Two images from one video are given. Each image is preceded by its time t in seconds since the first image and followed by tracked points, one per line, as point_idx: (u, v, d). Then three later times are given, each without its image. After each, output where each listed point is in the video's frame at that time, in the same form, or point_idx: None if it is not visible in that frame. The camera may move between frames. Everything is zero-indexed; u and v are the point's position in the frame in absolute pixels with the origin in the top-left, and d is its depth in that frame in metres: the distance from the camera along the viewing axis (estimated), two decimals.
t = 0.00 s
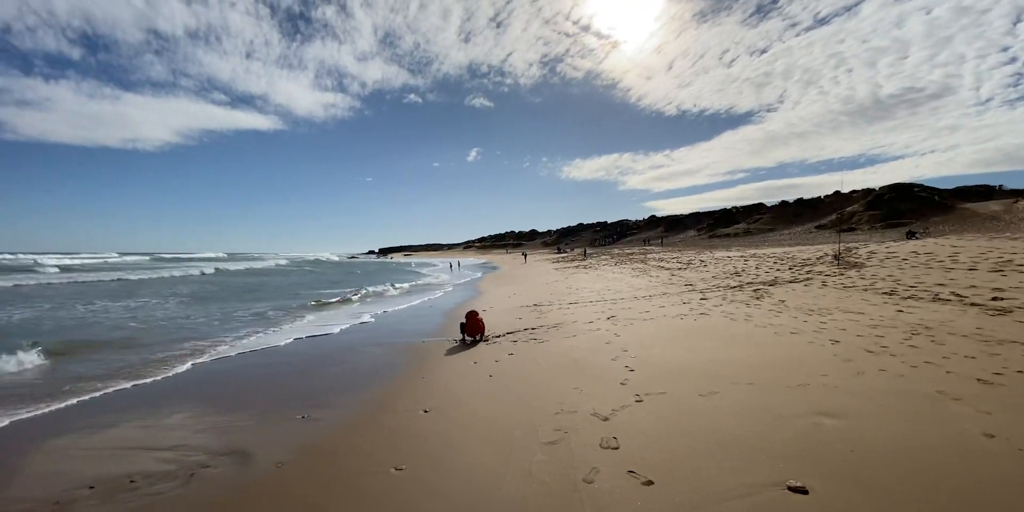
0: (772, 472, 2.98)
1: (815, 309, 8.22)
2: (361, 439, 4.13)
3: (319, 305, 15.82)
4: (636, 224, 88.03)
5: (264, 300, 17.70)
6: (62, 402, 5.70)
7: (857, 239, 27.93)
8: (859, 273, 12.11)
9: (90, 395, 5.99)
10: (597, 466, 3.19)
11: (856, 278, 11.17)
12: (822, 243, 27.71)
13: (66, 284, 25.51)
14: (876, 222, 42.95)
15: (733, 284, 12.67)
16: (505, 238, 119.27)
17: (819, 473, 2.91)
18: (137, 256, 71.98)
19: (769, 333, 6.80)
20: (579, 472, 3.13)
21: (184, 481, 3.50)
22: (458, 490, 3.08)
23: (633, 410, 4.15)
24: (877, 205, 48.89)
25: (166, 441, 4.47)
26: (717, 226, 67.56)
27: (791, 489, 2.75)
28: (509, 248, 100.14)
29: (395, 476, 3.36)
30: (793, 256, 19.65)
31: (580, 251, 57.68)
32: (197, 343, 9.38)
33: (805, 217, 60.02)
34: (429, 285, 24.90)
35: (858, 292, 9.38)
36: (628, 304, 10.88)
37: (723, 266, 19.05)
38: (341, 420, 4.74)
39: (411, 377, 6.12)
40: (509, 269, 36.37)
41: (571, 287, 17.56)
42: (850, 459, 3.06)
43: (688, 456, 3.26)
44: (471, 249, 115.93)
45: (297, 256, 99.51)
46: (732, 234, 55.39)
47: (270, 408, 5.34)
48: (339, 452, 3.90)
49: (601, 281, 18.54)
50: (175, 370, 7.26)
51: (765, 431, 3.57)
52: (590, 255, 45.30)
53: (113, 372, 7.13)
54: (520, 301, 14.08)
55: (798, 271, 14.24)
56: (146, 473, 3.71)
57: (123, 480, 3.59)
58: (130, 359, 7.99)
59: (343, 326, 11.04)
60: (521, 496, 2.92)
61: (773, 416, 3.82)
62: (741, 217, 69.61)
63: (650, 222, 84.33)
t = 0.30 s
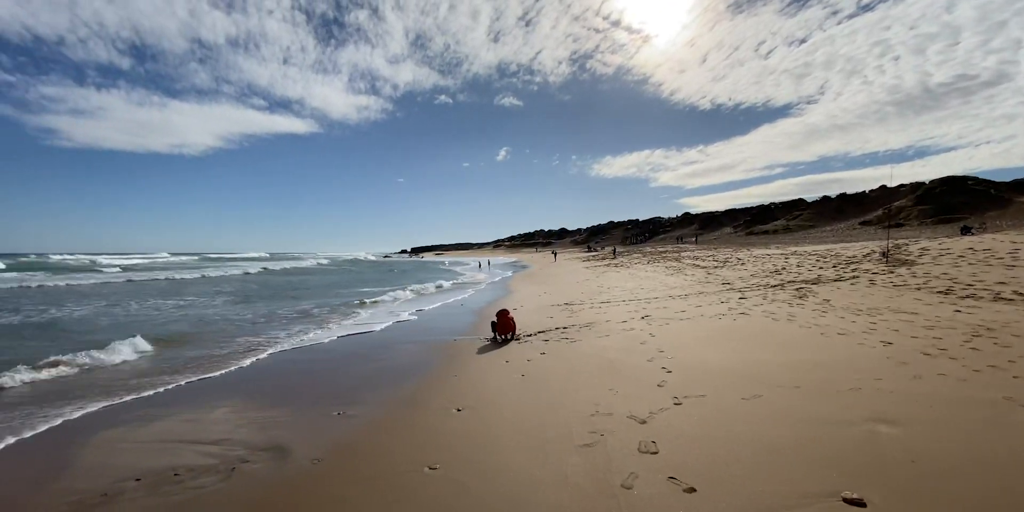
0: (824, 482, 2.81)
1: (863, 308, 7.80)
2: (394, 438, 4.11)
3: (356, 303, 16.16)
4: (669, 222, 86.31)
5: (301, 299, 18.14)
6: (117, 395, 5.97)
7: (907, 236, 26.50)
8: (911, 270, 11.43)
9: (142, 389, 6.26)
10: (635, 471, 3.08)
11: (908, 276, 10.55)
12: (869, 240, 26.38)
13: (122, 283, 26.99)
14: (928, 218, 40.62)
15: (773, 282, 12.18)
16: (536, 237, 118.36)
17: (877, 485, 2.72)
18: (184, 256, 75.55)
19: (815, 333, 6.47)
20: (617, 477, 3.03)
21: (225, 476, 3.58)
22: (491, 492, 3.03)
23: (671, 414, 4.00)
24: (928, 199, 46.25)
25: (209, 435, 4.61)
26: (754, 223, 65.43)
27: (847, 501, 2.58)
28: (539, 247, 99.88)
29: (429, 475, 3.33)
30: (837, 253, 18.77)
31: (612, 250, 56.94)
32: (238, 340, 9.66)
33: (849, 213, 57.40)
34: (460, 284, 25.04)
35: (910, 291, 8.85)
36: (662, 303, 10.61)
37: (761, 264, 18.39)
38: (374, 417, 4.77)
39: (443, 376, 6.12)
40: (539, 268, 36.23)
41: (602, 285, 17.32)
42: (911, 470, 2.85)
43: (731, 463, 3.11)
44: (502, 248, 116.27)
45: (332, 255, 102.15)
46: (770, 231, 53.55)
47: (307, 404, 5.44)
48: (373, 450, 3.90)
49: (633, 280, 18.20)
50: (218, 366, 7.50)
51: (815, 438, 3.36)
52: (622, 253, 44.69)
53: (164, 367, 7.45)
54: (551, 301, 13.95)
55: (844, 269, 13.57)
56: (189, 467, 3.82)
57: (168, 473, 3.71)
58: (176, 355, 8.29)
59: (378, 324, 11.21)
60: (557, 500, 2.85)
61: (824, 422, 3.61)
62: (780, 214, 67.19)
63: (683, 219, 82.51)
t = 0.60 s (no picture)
0: (885, 500, 2.58)
1: (919, 310, 7.30)
2: (425, 440, 4.07)
3: (392, 303, 16.41)
4: (704, 220, 84.07)
5: (338, 298, 18.57)
6: (166, 390, 6.22)
7: (966, 232, 24.80)
8: (972, 269, 10.64)
9: (189, 384, 6.50)
10: (674, 482, 2.92)
11: (969, 276, 9.82)
12: (923, 237, 24.85)
13: (174, 282, 28.36)
14: (989, 213, 37.98)
15: (818, 282, 11.60)
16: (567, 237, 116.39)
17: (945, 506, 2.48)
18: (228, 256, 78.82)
19: (866, 337, 6.08)
20: (654, 487, 2.88)
21: (260, 474, 3.62)
22: (522, 499, 2.94)
23: (711, 421, 3.81)
24: (989, 193, 43.24)
25: (247, 431, 4.71)
26: (795, 221, 62.90)
27: None
28: (570, 246, 99.14)
29: (459, 479, 3.27)
30: (889, 251, 17.72)
31: (647, 249, 55.88)
32: (277, 337, 9.95)
33: (900, 209, 54.37)
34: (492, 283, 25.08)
35: (972, 291, 8.22)
36: (698, 304, 10.27)
37: (805, 263, 17.57)
38: (405, 417, 4.77)
39: (474, 376, 6.07)
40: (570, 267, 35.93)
41: (636, 285, 16.96)
42: (985, 489, 2.58)
43: (778, 476, 2.91)
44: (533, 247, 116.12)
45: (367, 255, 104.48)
46: (813, 229, 51.34)
47: (342, 403, 5.50)
48: (403, 451, 3.87)
49: (668, 280, 17.76)
50: (258, 363, 7.73)
51: (871, 452, 3.12)
52: (656, 252, 43.84)
53: (208, 363, 7.74)
54: (582, 300, 13.76)
55: (896, 268, 12.79)
56: (226, 463, 3.89)
57: (206, 469, 3.78)
58: (219, 351, 8.60)
59: (414, 323, 11.32)
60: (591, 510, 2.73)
61: (881, 434, 3.34)
62: (823, 210, 64.35)
63: (720, 217, 80.20)
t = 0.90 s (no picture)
0: None
1: (985, 313, 6.75)
2: (455, 441, 4.01)
3: (427, 301, 16.58)
4: (744, 217, 81.31)
5: (374, 295, 18.90)
6: (210, 385, 6.43)
7: None
8: None
9: (231, 380, 6.70)
10: (716, 496, 2.75)
11: None
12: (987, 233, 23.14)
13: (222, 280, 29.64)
14: None
15: (869, 282, 10.95)
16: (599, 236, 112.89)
17: None
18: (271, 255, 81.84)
19: (925, 341, 5.65)
20: (694, 501, 2.72)
21: (293, 472, 3.64)
22: (554, 506, 2.83)
23: (755, 430, 3.59)
24: None
25: (283, 427, 4.79)
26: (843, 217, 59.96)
27: None
28: (604, 244, 97.85)
29: (489, 484, 3.19)
30: (948, 249, 16.56)
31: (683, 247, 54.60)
32: (315, 334, 10.17)
33: (960, 204, 50.94)
34: (525, 282, 24.98)
35: None
36: (738, 304, 9.88)
37: (854, 261, 16.65)
38: (437, 417, 4.74)
39: (505, 377, 6.00)
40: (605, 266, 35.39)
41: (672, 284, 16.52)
42: None
43: (831, 492, 2.70)
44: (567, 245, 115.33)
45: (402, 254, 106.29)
46: (862, 225, 48.78)
47: (376, 400, 5.54)
48: (434, 452, 3.83)
49: (705, 279, 17.22)
50: (297, 359, 7.91)
51: (936, 468, 2.85)
52: (693, 250, 42.64)
53: (250, 358, 7.97)
54: (617, 300, 13.51)
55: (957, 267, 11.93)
56: (262, 459, 3.95)
57: (242, 465, 3.85)
58: (261, 346, 8.88)
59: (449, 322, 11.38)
60: None
61: (947, 448, 3.06)
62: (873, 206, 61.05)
63: (760, 214, 77.39)
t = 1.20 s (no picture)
0: None
1: None
2: (495, 442, 3.95)
3: (468, 298, 16.68)
4: (795, 212, 77.44)
5: (416, 291, 19.16)
6: (260, 378, 6.68)
7: None
8: None
9: (280, 373, 6.92)
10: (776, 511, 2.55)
11: None
12: None
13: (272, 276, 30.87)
14: None
15: (940, 281, 10.12)
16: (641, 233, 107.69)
17: None
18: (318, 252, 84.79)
19: (1010, 346, 5.12)
20: None
21: (337, 465, 3.69)
22: None
23: (817, 440, 3.33)
24: None
25: (329, 420, 4.89)
26: (906, 211, 56.04)
27: None
28: (646, 240, 95.66)
29: (532, 487, 3.10)
30: None
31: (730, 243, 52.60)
32: (359, 328, 10.38)
33: None
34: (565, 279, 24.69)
35: None
36: (792, 303, 9.35)
37: (921, 258, 15.49)
38: (477, 415, 4.71)
39: (547, 375, 5.89)
40: (647, 263, 34.54)
41: (719, 282, 15.90)
42: None
43: None
44: (607, 241, 113.63)
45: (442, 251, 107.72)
46: (929, 219, 45.37)
47: (419, 396, 5.57)
48: (474, 451, 3.79)
49: (754, 276, 16.48)
50: (342, 353, 8.10)
51: None
52: (741, 247, 40.98)
53: (298, 351, 8.23)
54: (660, 298, 13.12)
55: None
56: (308, 452, 4.02)
57: (289, 457, 3.94)
58: (307, 340, 9.14)
59: (488, 319, 11.34)
60: None
61: None
62: (942, 199, 56.72)
63: (814, 208, 73.48)
